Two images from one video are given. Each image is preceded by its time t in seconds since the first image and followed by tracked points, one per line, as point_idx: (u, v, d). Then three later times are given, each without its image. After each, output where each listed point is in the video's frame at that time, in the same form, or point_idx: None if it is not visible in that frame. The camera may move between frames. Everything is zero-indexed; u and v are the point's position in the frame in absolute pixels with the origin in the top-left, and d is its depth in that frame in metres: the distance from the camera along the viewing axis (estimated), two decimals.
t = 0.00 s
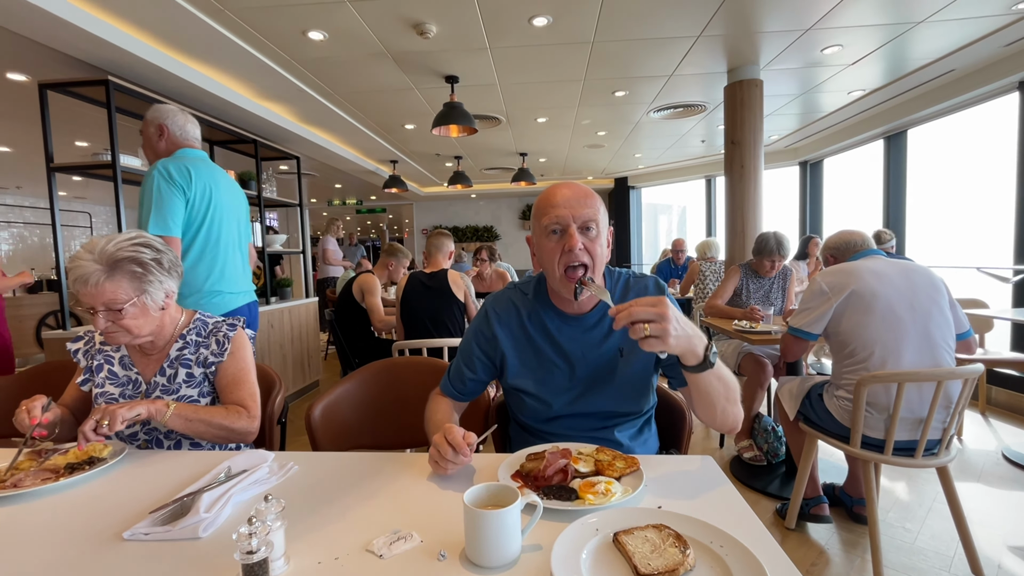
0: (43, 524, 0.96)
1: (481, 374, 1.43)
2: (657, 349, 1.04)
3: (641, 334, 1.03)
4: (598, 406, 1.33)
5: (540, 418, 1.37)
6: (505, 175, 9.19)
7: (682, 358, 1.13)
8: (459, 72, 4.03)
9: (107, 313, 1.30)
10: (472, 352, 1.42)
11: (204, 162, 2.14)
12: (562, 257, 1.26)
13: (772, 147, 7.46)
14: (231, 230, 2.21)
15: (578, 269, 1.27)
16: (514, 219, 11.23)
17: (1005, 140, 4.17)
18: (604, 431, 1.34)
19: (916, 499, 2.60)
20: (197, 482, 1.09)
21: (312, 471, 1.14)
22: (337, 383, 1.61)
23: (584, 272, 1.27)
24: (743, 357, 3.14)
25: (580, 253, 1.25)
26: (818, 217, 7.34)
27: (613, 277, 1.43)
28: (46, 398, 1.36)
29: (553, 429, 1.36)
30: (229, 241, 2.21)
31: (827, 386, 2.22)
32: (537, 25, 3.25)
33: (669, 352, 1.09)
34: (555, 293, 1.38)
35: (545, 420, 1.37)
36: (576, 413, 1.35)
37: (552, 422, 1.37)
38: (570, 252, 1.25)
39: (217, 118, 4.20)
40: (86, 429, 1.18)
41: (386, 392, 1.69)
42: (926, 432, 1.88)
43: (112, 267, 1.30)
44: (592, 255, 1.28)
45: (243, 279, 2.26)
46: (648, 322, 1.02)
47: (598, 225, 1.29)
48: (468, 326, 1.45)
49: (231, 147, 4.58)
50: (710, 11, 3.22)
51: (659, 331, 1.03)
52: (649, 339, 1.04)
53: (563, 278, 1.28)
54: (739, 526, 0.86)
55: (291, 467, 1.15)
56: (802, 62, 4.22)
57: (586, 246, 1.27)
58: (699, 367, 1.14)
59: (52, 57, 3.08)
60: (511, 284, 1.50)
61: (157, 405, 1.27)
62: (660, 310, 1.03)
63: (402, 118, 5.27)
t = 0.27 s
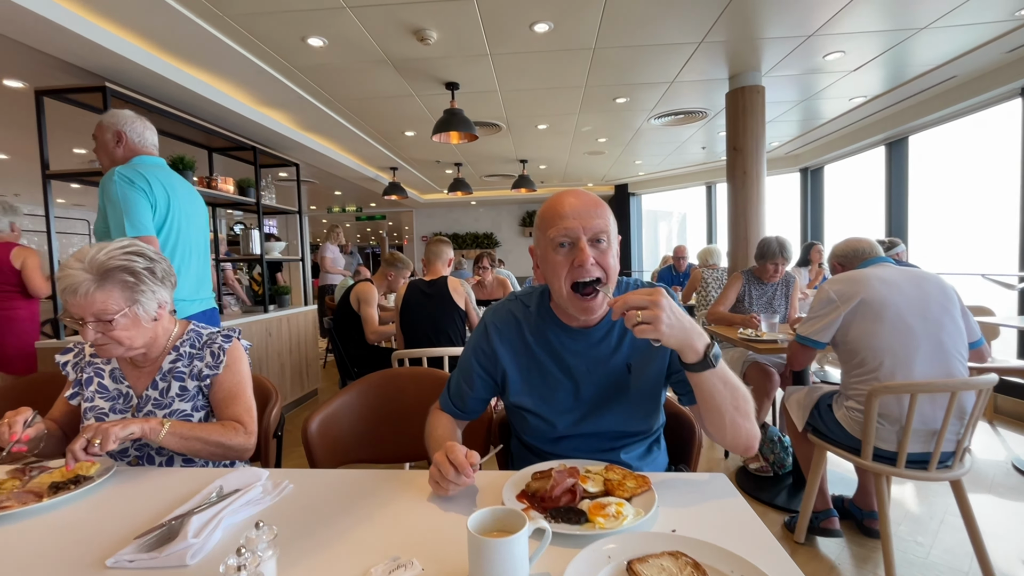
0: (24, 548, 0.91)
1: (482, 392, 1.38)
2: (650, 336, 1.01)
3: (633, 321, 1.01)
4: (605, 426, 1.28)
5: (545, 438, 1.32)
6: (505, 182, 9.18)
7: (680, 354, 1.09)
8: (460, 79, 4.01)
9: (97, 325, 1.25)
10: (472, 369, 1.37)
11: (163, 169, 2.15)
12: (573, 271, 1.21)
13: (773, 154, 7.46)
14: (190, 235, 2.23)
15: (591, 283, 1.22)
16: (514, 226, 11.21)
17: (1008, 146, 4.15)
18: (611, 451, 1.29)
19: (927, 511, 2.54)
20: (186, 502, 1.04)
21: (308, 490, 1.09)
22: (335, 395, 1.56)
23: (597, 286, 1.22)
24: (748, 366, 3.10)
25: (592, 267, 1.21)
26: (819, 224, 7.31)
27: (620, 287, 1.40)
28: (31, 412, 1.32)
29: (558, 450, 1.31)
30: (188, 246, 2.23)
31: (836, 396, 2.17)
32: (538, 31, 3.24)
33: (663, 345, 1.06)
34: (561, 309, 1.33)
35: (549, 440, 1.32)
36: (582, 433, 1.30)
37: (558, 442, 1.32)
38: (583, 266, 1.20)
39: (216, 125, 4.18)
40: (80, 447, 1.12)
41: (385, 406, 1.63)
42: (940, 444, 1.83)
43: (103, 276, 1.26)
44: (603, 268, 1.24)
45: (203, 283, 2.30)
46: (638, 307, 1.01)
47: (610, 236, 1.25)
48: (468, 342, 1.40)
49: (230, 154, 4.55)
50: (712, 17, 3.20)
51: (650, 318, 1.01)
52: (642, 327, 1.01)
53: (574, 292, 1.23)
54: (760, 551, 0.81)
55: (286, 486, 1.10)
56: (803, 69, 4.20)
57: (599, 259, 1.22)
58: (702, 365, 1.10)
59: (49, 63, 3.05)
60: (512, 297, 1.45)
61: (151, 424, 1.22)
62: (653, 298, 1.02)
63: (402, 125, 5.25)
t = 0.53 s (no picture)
0: None
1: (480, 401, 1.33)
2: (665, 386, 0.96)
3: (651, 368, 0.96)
4: (609, 438, 1.23)
5: (545, 450, 1.27)
6: (503, 187, 9.15)
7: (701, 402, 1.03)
8: (457, 83, 3.98)
9: (75, 333, 1.20)
10: (469, 377, 1.33)
11: (95, 176, 2.16)
12: (581, 279, 1.16)
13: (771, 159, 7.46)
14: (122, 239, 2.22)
15: (599, 293, 1.17)
16: (512, 232, 11.19)
17: (1007, 151, 4.14)
18: (614, 464, 1.24)
19: (934, 521, 2.49)
20: (168, 520, 0.98)
21: (298, 505, 1.04)
22: (328, 404, 1.50)
23: (605, 296, 1.18)
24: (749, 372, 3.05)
25: (601, 277, 1.16)
26: (817, 229, 7.30)
27: (625, 293, 1.34)
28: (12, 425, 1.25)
29: (559, 463, 1.26)
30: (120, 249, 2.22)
31: (842, 404, 2.12)
32: (537, 34, 3.21)
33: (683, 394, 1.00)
34: (564, 316, 1.28)
35: (550, 452, 1.27)
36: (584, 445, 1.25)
37: (559, 454, 1.27)
38: (591, 274, 1.15)
39: (211, 128, 4.13)
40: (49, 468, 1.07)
41: (380, 414, 1.58)
42: (949, 453, 1.78)
43: (81, 282, 1.20)
44: (611, 277, 1.19)
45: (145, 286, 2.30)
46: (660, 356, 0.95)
47: (618, 243, 1.21)
48: (465, 347, 1.36)
49: (225, 158, 4.50)
50: (711, 21, 3.18)
51: (669, 368, 0.95)
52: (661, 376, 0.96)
53: (581, 302, 1.18)
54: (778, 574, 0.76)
55: (274, 501, 1.05)
56: (801, 73, 4.19)
57: (607, 267, 1.17)
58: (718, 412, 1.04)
59: (40, 66, 3.01)
60: (513, 302, 1.40)
61: (128, 442, 1.17)
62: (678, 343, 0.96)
63: (399, 129, 5.22)
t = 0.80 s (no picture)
0: None
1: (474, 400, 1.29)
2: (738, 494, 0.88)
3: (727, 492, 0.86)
4: (607, 436, 1.20)
5: (542, 448, 1.23)
6: (498, 188, 9.11)
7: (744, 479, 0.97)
8: (451, 80, 3.94)
9: (45, 331, 1.15)
10: (462, 374, 1.28)
11: (19, 164, 2.05)
12: (573, 270, 1.13)
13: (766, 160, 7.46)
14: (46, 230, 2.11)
15: (592, 285, 1.13)
16: (507, 233, 11.15)
17: (1002, 150, 4.14)
18: (613, 463, 1.21)
19: (934, 521, 2.46)
20: (144, 524, 0.93)
21: (282, 509, 0.99)
22: (316, 404, 1.45)
23: (598, 287, 1.14)
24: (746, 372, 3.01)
25: (593, 268, 1.12)
26: (813, 229, 7.30)
27: (624, 289, 1.30)
28: None
29: (556, 461, 1.22)
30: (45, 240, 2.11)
31: (843, 403, 2.09)
32: (532, 30, 3.16)
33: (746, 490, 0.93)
34: (559, 309, 1.24)
35: (546, 450, 1.24)
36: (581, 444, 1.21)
37: (557, 452, 1.23)
38: (582, 264, 1.11)
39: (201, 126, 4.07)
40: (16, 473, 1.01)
41: (371, 414, 1.53)
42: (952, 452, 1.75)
43: (51, 277, 1.15)
44: (605, 268, 1.15)
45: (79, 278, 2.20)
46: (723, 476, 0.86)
47: (614, 233, 1.17)
48: (458, 343, 1.31)
49: (216, 156, 4.43)
50: (707, 18, 3.15)
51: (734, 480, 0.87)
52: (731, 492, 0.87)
53: (573, 294, 1.14)
54: None
55: (258, 505, 1.00)
56: (796, 72, 4.18)
57: (599, 258, 1.14)
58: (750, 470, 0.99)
59: (24, 60, 2.94)
60: (507, 296, 1.36)
61: (100, 447, 1.11)
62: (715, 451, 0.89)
63: (393, 128, 5.16)
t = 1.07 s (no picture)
0: None
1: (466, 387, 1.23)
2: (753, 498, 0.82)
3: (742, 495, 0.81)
4: (603, 425, 1.15)
5: (535, 438, 1.18)
6: (490, 182, 9.05)
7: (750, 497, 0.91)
8: (441, 69, 3.86)
9: (2, 317, 1.08)
10: (455, 359, 1.22)
11: None
12: (573, 246, 1.08)
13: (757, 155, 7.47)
14: None
15: (592, 261, 1.09)
16: (498, 228, 11.08)
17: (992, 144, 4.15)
18: (608, 454, 1.16)
19: (926, 512, 2.45)
20: (109, 520, 0.87)
21: (258, 504, 0.93)
22: (300, 395, 1.39)
23: (599, 265, 1.09)
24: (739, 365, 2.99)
25: (593, 243, 1.08)
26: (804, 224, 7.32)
27: (623, 273, 1.26)
28: None
29: (549, 452, 1.17)
30: None
31: (838, 394, 2.07)
32: (524, 16, 3.10)
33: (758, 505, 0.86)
34: (559, 290, 1.20)
35: (540, 440, 1.19)
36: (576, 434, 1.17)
37: (551, 443, 1.18)
38: (582, 240, 1.07)
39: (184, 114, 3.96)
40: None
41: (357, 407, 1.47)
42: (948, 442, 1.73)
43: (9, 260, 1.08)
44: (607, 245, 1.10)
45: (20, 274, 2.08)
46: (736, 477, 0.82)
47: (616, 209, 1.12)
48: (451, 326, 1.25)
49: (200, 146, 4.32)
50: (700, 6, 3.11)
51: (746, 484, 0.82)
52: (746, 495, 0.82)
53: (573, 272, 1.09)
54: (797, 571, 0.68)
55: (234, 499, 0.94)
56: (789, 64, 4.16)
57: (600, 234, 1.09)
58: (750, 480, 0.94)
59: None
60: (502, 279, 1.31)
61: (64, 439, 1.05)
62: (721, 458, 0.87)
63: (383, 118, 5.08)
